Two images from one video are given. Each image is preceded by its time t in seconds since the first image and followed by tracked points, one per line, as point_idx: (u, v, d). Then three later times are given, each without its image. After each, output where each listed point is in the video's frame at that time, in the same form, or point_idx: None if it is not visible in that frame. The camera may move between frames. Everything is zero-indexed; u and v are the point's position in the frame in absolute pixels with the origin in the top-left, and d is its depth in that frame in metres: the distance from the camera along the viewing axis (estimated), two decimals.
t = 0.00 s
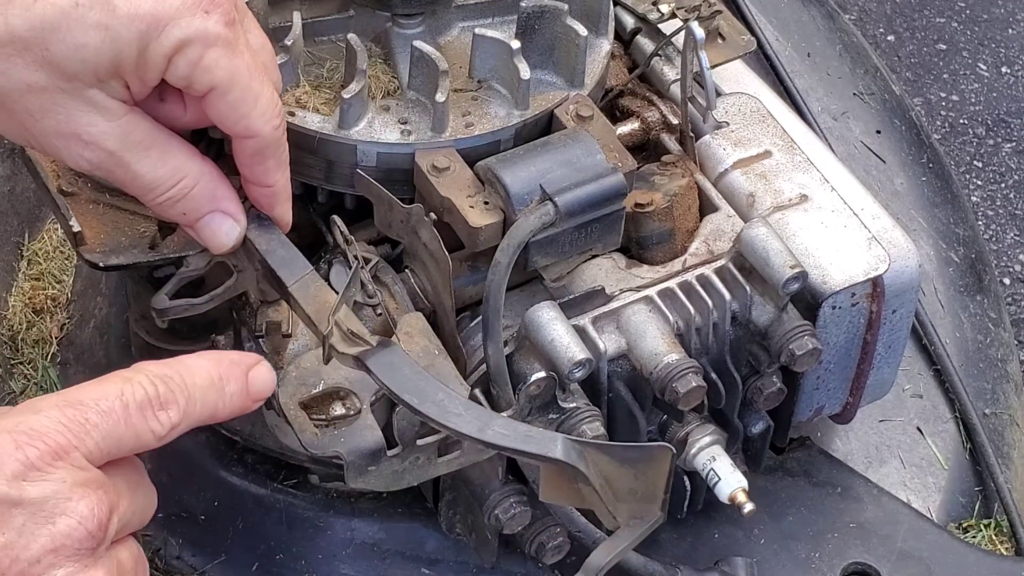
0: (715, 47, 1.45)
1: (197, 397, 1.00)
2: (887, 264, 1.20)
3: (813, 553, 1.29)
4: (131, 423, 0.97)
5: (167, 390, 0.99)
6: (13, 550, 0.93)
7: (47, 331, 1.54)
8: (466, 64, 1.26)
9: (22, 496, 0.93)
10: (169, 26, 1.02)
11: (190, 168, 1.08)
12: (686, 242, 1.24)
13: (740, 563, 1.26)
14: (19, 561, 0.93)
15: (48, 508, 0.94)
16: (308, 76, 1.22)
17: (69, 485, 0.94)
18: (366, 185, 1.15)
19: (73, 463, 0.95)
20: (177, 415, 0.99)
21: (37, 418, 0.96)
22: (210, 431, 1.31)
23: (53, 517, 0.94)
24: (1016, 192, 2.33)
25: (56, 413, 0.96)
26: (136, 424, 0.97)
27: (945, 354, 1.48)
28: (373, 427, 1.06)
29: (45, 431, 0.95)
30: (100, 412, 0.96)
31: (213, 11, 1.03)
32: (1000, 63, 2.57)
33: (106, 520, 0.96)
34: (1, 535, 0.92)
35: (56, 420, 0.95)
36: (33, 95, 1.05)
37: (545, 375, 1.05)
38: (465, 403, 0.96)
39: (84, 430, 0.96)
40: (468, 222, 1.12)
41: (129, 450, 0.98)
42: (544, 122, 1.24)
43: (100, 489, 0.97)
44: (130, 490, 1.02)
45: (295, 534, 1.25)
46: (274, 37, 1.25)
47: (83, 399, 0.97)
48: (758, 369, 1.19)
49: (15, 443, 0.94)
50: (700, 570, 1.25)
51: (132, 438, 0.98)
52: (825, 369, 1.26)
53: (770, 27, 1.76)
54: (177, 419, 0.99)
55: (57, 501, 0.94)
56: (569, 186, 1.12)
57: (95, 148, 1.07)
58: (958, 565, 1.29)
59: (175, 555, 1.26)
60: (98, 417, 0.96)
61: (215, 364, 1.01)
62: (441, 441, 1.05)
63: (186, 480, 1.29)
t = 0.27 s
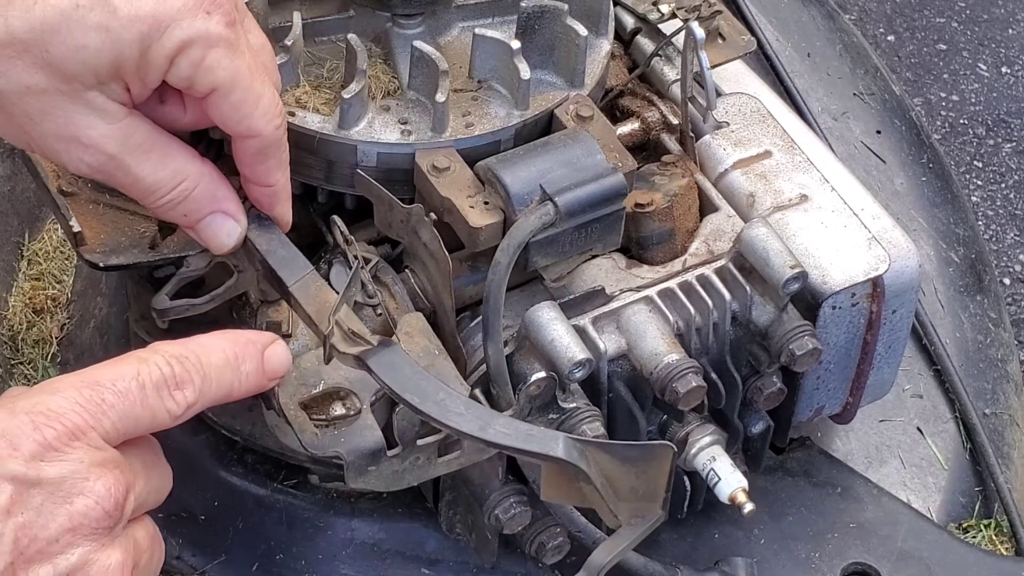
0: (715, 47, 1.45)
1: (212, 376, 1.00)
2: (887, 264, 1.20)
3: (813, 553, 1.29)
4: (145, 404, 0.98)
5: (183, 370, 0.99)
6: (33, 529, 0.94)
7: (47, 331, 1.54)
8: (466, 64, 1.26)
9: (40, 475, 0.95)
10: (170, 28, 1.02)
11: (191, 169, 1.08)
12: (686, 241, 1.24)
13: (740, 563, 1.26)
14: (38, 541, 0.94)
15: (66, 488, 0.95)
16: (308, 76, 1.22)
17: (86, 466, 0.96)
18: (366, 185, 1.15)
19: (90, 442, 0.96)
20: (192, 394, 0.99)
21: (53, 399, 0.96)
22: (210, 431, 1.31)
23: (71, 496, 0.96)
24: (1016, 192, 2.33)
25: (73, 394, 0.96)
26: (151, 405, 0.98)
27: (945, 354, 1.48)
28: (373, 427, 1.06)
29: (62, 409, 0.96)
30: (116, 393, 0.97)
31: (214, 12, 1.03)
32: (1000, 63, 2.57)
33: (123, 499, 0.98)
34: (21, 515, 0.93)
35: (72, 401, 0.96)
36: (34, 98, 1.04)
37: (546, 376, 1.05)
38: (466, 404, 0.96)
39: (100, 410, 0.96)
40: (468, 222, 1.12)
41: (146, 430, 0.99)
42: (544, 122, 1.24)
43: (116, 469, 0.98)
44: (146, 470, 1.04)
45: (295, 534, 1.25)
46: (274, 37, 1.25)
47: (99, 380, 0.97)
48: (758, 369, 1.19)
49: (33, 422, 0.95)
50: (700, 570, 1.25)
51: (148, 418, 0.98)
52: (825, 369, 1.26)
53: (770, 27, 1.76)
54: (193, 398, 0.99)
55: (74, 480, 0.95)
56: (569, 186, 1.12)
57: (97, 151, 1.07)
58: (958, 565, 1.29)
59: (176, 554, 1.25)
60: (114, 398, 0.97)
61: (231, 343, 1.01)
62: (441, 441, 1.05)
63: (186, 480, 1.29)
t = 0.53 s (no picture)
0: (714, 47, 1.45)
1: (216, 379, 1.00)
2: (887, 263, 1.20)
3: (813, 553, 1.29)
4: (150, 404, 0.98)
5: (186, 371, 0.99)
6: (34, 533, 0.94)
7: (47, 331, 1.54)
8: (466, 64, 1.26)
9: (41, 478, 0.95)
10: (171, 27, 1.02)
11: (192, 169, 1.08)
12: (686, 242, 1.24)
13: (740, 563, 1.26)
14: (40, 544, 0.95)
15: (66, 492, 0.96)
16: (308, 76, 1.22)
17: (88, 468, 0.96)
18: (366, 185, 1.15)
19: (92, 445, 0.97)
20: (197, 396, 0.99)
21: (56, 401, 0.97)
22: (210, 431, 1.31)
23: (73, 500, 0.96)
24: (1016, 192, 2.33)
25: (76, 396, 0.97)
26: (155, 407, 0.98)
27: (945, 354, 1.48)
28: (373, 428, 1.06)
29: (63, 413, 0.96)
30: (119, 395, 0.97)
31: (214, 12, 1.03)
32: (1000, 63, 2.57)
33: (125, 502, 0.98)
34: (22, 518, 0.94)
35: (74, 404, 0.96)
36: (35, 96, 1.04)
37: (546, 375, 1.05)
38: (468, 404, 0.96)
39: (103, 413, 0.97)
40: (468, 222, 1.12)
41: (150, 431, 1.00)
42: (544, 122, 1.24)
43: (118, 471, 0.98)
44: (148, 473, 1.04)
45: (295, 534, 1.25)
46: (274, 37, 1.25)
47: (102, 382, 0.97)
48: (758, 369, 1.19)
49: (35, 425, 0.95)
50: (700, 570, 1.25)
51: (152, 420, 0.99)
52: (825, 369, 1.26)
53: (770, 27, 1.76)
54: (197, 400, 0.99)
55: (74, 484, 0.96)
56: (569, 186, 1.12)
57: (96, 151, 1.06)
58: (957, 564, 1.29)
59: (176, 554, 1.26)
60: (117, 400, 0.97)
61: (235, 344, 1.01)
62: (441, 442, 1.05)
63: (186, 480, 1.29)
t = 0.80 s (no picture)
0: (714, 47, 1.45)
1: (219, 373, 1.00)
2: (887, 263, 1.20)
3: (813, 553, 1.29)
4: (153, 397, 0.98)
5: (190, 365, 0.98)
6: (37, 525, 0.95)
7: (47, 331, 1.54)
8: (466, 64, 1.26)
9: (44, 471, 0.95)
10: (171, 27, 1.02)
11: (192, 169, 1.08)
12: (686, 242, 1.24)
13: (740, 563, 1.26)
14: (42, 536, 0.95)
15: (68, 485, 0.96)
16: (308, 76, 1.22)
17: (91, 461, 0.96)
18: (366, 185, 1.15)
19: (94, 439, 0.96)
20: (200, 390, 0.99)
21: (59, 393, 0.96)
22: (210, 430, 1.31)
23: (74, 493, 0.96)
24: (1016, 192, 2.33)
25: (79, 387, 0.96)
26: (158, 400, 0.98)
27: (945, 354, 1.48)
28: (374, 427, 1.06)
29: (65, 405, 0.96)
30: (122, 387, 0.97)
31: (214, 11, 1.03)
32: (1000, 63, 2.57)
33: (127, 494, 0.98)
34: (24, 510, 0.94)
35: (76, 396, 0.96)
36: (35, 98, 1.04)
37: (546, 375, 1.06)
38: (478, 399, 0.95)
39: (106, 405, 0.96)
40: (469, 222, 1.12)
41: (152, 424, 0.99)
42: (544, 122, 1.24)
43: (121, 464, 0.99)
44: (149, 466, 1.04)
45: (295, 534, 1.25)
46: (274, 37, 1.25)
47: (105, 374, 0.97)
48: (758, 369, 1.19)
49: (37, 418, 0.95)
50: (700, 570, 1.25)
51: (155, 413, 0.98)
52: (825, 369, 1.26)
53: (770, 28, 1.76)
54: (200, 394, 0.99)
55: (76, 476, 0.96)
56: (569, 187, 1.12)
57: (96, 152, 1.06)
58: (957, 564, 1.29)
59: (176, 554, 1.26)
60: (120, 392, 0.97)
61: (239, 339, 1.01)
62: (440, 442, 1.06)
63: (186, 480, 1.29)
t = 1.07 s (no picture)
0: (714, 47, 1.45)
1: (223, 396, 1.05)
2: (887, 263, 1.20)
3: (813, 553, 1.29)
4: (166, 421, 1.01)
5: (196, 390, 1.03)
6: (62, 537, 0.94)
7: (47, 331, 1.55)
8: (466, 64, 1.26)
9: (77, 483, 0.95)
10: (180, 19, 1.02)
11: (199, 168, 1.07)
12: (686, 241, 1.24)
13: (740, 563, 1.26)
14: (66, 548, 0.94)
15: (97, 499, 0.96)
16: (308, 76, 1.22)
17: (118, 476, 0.97)
18: (366, 185, 1.15)
19: (124, 452, 0.98)
20: (202, 415, 1.03)
21: (89, 403, 0.97)
22: (210, 430, 1.31)
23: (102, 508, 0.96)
24: (1016, 192, 2.33)
25: (102, 402, 0.98)
26: (170, 422, 1.01)
27: (945, 355, 1.48)
28: (373, 426, 1.06)
29: (99, 416, 0.97)
30: (145, 405, 1.00)
31: (222, 4, 1.03)
32: (1000, 63, 2.57)
33: (152, 510, 0.99)
34: (52, 520, 0.94)
35: (109, 409, 0.98)
36: (45, 96, 1.03)
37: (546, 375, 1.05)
38: (528, 353, 0.96)
39: (134, 420, 0.99)
40: (468, 222, 1.12)
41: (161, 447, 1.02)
42: (544, 122, 1.24)
43: (146, 481, 0.99)
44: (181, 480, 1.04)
45: (295, 534, 1.25)
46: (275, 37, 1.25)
47: (129, 393, 0.99)
48: (758, 369, 1.19)
49: (73, 426, 0.95)
50: (700, 570, 1.25)
51: (165, 435, 1.01)
52: (825, 369, 1.26)
53: (770, 28, 1.76)
54: (202, 419, 1.03)
55: (106, 490, 0.96)
56: (569, 186, 1.12)
57: (105, 151, 1.05)
58: (958, 564, 1.29)
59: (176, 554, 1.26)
60: (146, 410, 0.99)
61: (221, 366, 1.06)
62: (440, 443, 1.05)
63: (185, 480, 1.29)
